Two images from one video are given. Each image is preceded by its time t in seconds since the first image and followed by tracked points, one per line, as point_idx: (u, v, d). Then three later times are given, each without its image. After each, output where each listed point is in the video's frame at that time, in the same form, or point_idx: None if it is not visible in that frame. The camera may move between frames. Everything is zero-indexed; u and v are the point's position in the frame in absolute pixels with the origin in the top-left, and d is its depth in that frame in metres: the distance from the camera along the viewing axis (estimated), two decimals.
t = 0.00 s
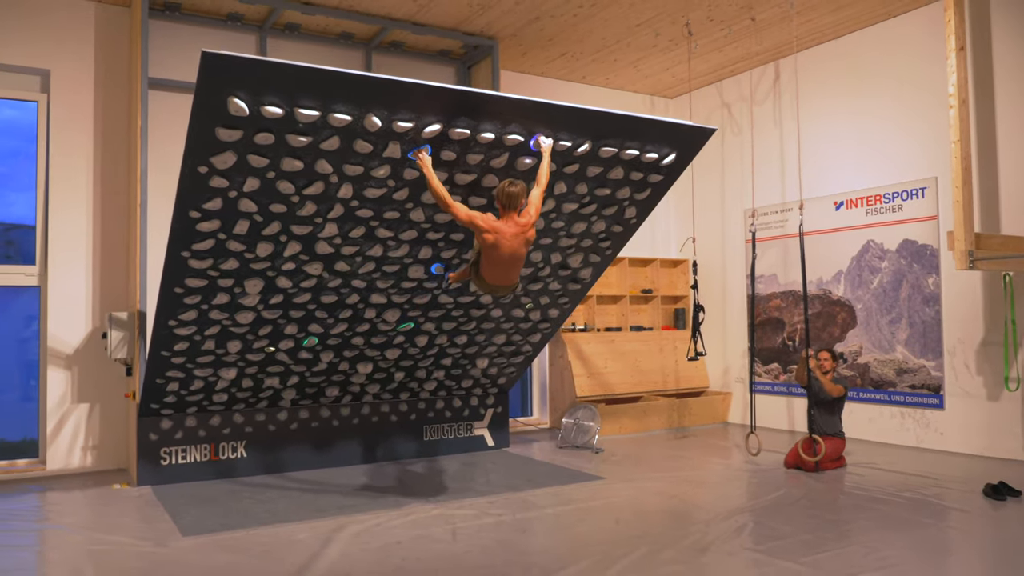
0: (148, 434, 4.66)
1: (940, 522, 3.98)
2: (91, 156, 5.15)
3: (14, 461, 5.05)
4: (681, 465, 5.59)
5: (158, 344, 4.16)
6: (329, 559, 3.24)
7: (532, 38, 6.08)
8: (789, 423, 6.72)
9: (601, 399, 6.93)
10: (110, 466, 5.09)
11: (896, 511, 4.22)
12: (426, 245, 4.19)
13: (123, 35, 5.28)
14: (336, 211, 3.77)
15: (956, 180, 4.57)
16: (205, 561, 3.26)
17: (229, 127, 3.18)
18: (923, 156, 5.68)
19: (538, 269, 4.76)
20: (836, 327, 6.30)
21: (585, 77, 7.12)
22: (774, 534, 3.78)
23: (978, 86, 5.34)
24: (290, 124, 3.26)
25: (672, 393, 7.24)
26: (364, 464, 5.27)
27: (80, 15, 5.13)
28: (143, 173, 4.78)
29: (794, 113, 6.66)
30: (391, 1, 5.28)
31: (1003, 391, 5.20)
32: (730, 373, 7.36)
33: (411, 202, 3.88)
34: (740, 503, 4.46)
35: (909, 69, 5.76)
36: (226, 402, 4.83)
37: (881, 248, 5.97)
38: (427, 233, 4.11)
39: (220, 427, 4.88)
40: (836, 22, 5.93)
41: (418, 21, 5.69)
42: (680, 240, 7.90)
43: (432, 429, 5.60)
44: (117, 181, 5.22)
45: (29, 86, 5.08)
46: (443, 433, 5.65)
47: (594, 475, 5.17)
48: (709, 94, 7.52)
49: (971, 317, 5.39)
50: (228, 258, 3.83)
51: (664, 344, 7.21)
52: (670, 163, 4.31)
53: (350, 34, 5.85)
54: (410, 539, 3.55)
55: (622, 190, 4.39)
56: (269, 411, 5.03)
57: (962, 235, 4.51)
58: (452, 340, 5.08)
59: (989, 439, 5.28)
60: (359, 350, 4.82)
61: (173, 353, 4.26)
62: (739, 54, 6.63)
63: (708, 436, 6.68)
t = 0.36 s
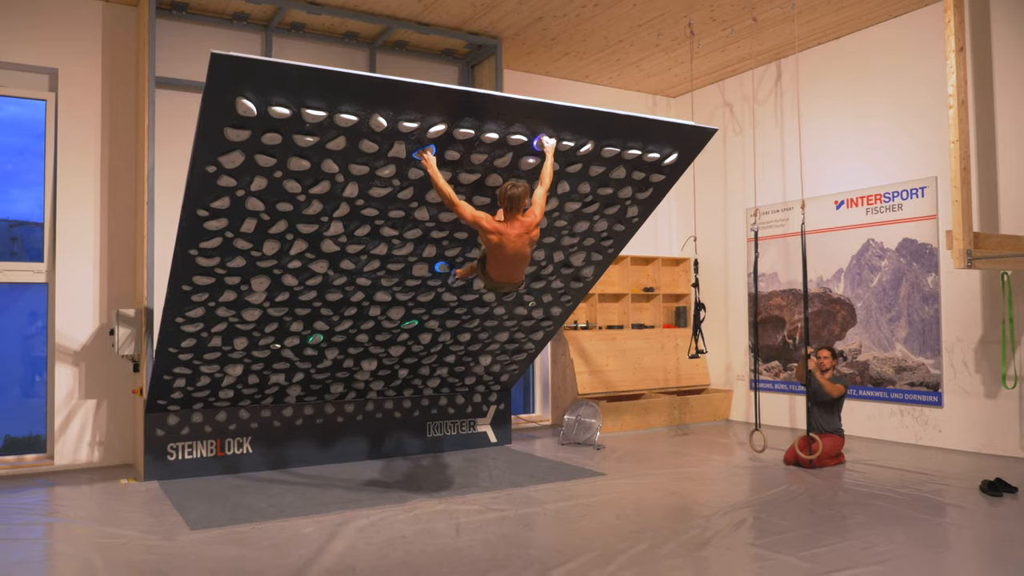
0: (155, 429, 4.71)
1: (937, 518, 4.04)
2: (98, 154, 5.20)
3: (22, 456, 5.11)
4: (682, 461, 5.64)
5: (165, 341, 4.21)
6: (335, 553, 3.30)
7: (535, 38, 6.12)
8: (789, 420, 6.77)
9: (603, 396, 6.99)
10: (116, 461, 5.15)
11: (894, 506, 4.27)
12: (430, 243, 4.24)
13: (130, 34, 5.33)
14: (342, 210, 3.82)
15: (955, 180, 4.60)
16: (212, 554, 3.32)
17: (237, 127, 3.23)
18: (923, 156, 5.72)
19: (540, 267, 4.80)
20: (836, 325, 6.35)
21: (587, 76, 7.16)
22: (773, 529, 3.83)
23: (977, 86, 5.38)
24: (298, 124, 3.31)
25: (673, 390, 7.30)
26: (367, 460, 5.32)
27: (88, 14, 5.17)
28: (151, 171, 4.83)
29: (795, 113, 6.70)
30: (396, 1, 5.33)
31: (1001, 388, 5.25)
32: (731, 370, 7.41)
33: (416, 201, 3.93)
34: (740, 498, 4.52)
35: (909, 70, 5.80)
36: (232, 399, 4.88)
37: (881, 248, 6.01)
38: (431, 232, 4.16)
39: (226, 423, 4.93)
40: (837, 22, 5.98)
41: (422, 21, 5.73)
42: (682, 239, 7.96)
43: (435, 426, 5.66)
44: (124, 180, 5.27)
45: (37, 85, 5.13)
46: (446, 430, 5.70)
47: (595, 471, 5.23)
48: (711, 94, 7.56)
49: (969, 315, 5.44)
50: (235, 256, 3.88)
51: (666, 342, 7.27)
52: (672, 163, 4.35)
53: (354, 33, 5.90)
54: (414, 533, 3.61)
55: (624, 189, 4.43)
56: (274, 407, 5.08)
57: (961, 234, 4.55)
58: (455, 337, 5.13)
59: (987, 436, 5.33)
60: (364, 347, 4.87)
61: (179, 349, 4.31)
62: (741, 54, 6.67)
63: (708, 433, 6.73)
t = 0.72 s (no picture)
0: (161, 426, 4.76)
1: (934, 513, 4.09)
2: (104, 154, 5.25)
3: (28, 453, 5.14)
4: (681, 458, 5.69)
5: (171, 339, 4.26)
6: (341, 546, 3.35)
7: (536, 38, 6.17)
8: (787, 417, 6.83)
9: (603, 393, 7.05)
10: (121, 458, 5.19)
11: (892, 501, 4.33)
12: (433, 242, 4.29)
13: (135, 35, 5.37)
14: (346, 209, 3.87)
15: (952, 179, 4.64)
16: (220, 548, 3.37)
17: (245, 127, 3.28)
18: (921, 155, 5.78)
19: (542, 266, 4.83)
20: (835, 323, 6.40)
21: (588, 76, 7.21)
22: (772, 523, 3.89)
23: (975, 86, 5.42)
24: (304, 124, 3.36)
25: (672, 387, 7.35)
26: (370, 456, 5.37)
27: (93, 15, 5.22)
28: (156, 171, 4.87)
29: (794, 113, 6.76)
30: (398, 2, 5.38)
31: (998, 385, 5.31)
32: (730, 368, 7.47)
33: (420, 200, 3.97)
34: (740, 494, 4.57)
35: (907, 70, 5.85)
36: (236, 396, 4.93)
37: (879, 246, 6.06)
38: (435, 231, 4.21)
39: (230, 420, 4.97)
40: (836, 23, 6.02)
41: (424, 21, 5.78)
42: (682, 238, 8.02)
43: (437, 423, 5.71)
44: (129, 179, 5.32)
45: (43, 86, 5.17)
46: (448, 427, 5.75)
47: (596, 467, 5.28)
48: (711, 94, 7.61)
49: (967, 313, 5.49)
50: (241, 255, 3.92)
51: (665, 340, 7.32)
52: (672, 163, 4.40)
53: (356, 34, 5.94)
54: (419, 528, 3.66)
55: (625, 189, 4.48)
56: (278, 404, 5.13)
57: (959, 234, 4.58)
58: (458, 335, 5.19)
59: (984, 433, 5.38)
60: (367, 345, 4.92)
61: (185, 347, 4.35)
62: (741, 54, 6.72)
63: (707, 430, 6.78)
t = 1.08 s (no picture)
0: (168, 422, 4.80)
1: (934, 506, 4.15)
2: (109, 152, 5.28)
3: (36, 448, 5.18)
4: (683, 453, 5.75)
5: (179, 335, 4.30)
6: (350, 539, 3.40)
7: (538, 36, 6.21)
8: (787, 413, 6.90)
9: (605, 389, 7.10)
10: (128, 454, 5.23)
11: (892, 496, 4.38)
12: (438, 240, 4.33)
13: (139, 33, 5.40)
14: (353, 207, 3.91)
15: (952, 177, 4.68)
16: (231, 541, 3.42)
17: (253, 127, 3.32)
18: (921, 153, 5.82)
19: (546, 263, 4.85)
20: (835, 319, 6.45)
21: (589, 74, 7.24)
22: (774, 516, 3.94)
23: (975, 84, 5.47)
24: (311, 124, 3.40)
25: (673, 383, 7.41)
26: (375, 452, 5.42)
27: (98, 14, 5.25)
28: (162, 169, 4.91)
29: (794, 110, 6.80)
30: (401, 1, 5.42)
31: (997, 381, 5.36)
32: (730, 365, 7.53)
33: (425, 198, 4.02)
34: (741, 488, 4.63)
35: (908, 69, 5.89)
36: (242, 392, 4.96)
37: (879, 243, 6.11)
38: (439, 229, 4.25)
39: (237, 416, 5.02)
40: (836, 21, 6.06)
41: (427, 20, 5.82)
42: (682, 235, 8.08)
43: (440, 419, 5.76)
44: (135, 177, 5.36)
45: (48, 85, 5.21)
46: (451, 423, 5.80)
47: (598, 462, 5.34)
48: (712, 92, 7.65)
49: (966, 310, 5.54)
50: (249, 252, 3.96)
51: (666, 336, 7.37)
52: (675, 161, 4.44)
53: (359, 32, 5.98)
54: (426, 521, 3.71)
55: (628, 186, 4.53)
56: (284, 400, 5.17)
57: (959, 231, 4.63)
58: (461, 332, 5.23)
59: (983, 429, 5.44)
60: (372, 341, 4.96)
61: (193, 343, 4.39)
62: (741, 52, 6.76)
63: (708, 426, 6.83)
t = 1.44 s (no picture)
0: (176, 416, 4.85)
1: (935, 500, 4.19)
2: (116, 149, 5.32)
3: (46, 442, 5.23)
4: (686, 448, 5.79)
5: (187, 331, 4.34)
6: (358, 531, 3.44)
7: (540, 33, 6.23)
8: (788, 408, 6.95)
9: (608, 384, 7.14)
10: (136, 448, 5.27)
11: (894, 489, 4.42)
12: (442, 236, 4.36)
13: (145, 31, 5.44)
14: (359, 204, 3.95)
15: (954, 173, 4.70)
16: (240, 533, 3.47)
17: (260, 125, 3.36)
18: (923, 149, 5.84)
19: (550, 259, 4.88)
20: (837, 315, 6.48)
21: (591, 70, 7.27)
22: (777, 509, 3.98)
23: (977, 81, 5.49)
24: (318, 122, 3.44)
25: (676, 379, 7.44)
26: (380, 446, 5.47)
27: (104, 12, 5.28)
28: (168, 165, 4.95)
29: (796, 106, 6.82)
30: None
31: (999, 376, 5.39)
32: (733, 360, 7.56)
33: (430, 194, 4.05)
34: (744, 482, 4.67)
35: (911, 64, 5.91)
36: (249, 387, 5.00)
37: (881, 239, 6.14)
38: (444, 225, 4.29)
39: (243, 410, 5.06)
40: (838, 17, 6.08)
41: (430, 17, 5.85)
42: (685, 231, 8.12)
43: (444, 413, 5.80)
44: (141, 174, 5.39)
45: (54, 82, 5.24)
46: (456, 417, 5.84)
47: (602, 457, 5.38)
48: (714, 88, 7.67)
49: (968, 305, 5.57)
50: (256, 249, 4.00)
51: (669, 332, 7.42)
52: (677, 158, 4.47)
53: (362, 29, 6.01)
54: (432, 513, 3.75)
55: (631, 183, 4.56)
56: (290, 395, 5.21)
57: (960, 226, 4.66)
58: (465, 327, 5.26)
59: (984, 423, 5.47)
60: (377, 336, 5.00)
61: (201, 339, 4.43)
62: (743, 48, 6.78)
63: (711, 421, 6.87)
